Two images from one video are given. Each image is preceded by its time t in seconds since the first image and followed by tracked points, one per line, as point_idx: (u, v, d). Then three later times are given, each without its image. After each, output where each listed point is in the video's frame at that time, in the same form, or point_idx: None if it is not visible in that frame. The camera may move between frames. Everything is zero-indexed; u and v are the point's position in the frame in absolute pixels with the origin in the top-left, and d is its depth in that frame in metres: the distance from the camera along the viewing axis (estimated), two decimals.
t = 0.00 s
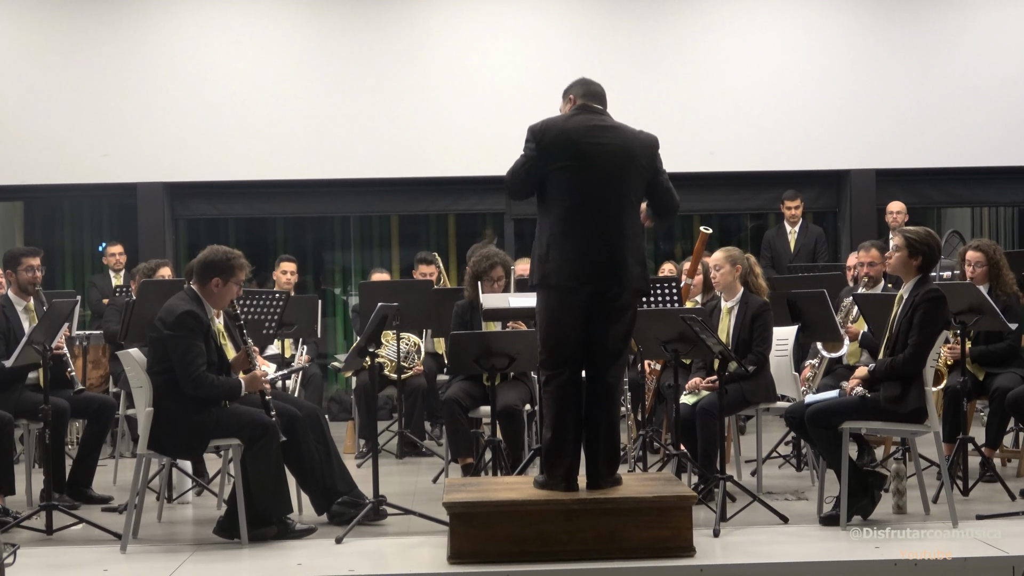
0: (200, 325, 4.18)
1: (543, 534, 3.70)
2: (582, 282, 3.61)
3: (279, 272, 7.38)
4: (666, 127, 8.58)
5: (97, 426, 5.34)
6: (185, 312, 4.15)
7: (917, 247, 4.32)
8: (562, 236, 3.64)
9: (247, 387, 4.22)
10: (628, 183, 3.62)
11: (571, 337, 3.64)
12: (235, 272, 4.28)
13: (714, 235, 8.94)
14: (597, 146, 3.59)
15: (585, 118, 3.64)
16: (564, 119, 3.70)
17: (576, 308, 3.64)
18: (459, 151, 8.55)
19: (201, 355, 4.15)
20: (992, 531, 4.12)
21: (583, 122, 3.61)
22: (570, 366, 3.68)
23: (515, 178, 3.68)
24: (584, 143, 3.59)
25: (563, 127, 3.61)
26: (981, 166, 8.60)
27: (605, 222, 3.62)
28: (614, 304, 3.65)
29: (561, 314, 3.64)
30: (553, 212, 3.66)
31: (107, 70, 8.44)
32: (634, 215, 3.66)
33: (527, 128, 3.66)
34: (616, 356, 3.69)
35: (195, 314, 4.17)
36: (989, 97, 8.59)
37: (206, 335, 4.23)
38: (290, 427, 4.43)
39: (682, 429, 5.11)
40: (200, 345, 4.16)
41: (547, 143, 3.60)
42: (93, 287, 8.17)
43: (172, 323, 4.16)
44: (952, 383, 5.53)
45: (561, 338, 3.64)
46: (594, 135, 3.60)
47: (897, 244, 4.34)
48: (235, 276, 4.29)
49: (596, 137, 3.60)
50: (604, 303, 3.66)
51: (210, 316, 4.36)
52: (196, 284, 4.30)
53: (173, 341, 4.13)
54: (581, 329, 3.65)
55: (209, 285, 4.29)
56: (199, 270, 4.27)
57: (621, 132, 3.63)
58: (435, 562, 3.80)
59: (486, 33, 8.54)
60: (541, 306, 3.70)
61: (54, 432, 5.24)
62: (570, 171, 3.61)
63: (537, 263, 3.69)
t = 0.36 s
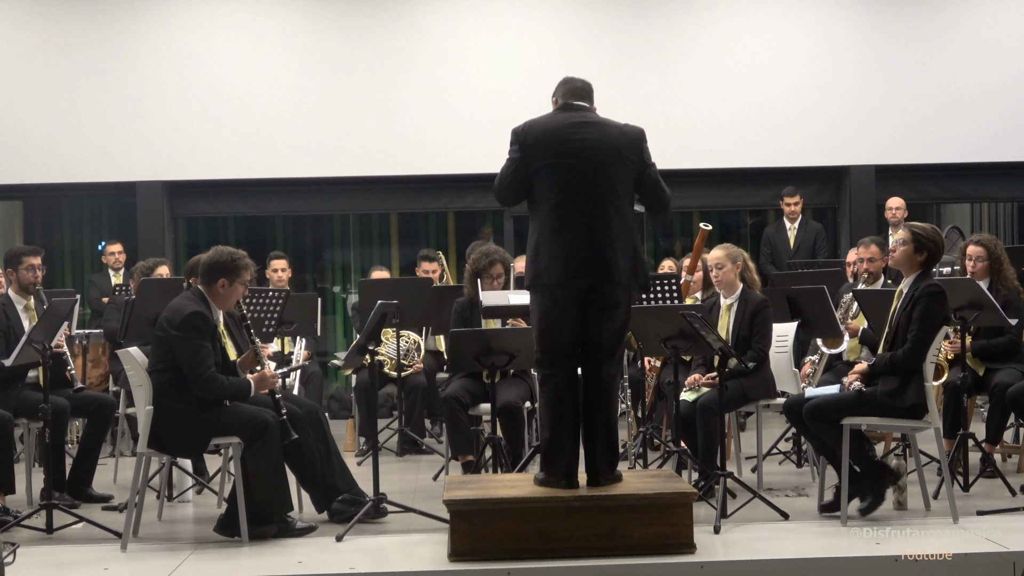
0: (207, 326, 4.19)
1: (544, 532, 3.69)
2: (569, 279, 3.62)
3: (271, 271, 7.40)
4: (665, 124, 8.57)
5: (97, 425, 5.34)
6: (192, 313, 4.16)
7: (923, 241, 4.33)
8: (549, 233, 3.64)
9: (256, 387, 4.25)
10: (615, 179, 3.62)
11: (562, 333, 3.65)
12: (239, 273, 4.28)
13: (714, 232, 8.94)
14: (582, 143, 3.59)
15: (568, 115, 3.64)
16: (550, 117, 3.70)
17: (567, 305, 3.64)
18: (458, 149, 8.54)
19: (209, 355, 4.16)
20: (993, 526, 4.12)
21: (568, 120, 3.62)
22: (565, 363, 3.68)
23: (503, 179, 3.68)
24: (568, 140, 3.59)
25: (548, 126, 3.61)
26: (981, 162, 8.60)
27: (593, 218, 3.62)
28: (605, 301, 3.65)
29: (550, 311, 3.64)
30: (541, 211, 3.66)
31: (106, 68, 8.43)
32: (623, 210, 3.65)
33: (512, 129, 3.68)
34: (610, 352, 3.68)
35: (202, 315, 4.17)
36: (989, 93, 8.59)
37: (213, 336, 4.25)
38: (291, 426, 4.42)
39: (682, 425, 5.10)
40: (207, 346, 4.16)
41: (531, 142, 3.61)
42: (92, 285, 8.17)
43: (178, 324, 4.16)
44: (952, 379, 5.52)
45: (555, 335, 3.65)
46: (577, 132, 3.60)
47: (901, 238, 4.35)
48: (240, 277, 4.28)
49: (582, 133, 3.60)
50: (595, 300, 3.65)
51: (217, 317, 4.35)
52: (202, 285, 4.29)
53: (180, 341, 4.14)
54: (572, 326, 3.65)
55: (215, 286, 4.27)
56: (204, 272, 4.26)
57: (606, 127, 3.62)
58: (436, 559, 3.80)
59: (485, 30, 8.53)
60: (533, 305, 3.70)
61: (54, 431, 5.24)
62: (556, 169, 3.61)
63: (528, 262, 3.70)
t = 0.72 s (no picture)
0: (211, 320, 4.18)
1: (543, 529, 3.69)
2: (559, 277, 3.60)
3: (267, 267, 7.40)
4: (664, 120, 8.56)
5: (97, 423, 5.33)
6: (194, 309, 4.16)
7: (924, 237, 4.32)
8: (537, 232, 3.63)
9: (269, 375, 4.20)
10: (603, 176, 3.60)
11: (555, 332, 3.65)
12: (236, 265, 4.29)
13: (714, 228, 8.93)
14: (568, 140, 3.57)
15: (553, 112, 3.62)
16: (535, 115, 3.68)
17: (559, 304, 3.64)
18: (457, 146, 8.53)
19: (215, 348, 4.16)
20: (993, 522, 4.11)
21: (554, 117, 3.60)
22: (559, 361, 3.68)
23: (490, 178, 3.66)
24: (555, 138, 3.57)
25: (533, 124, 3.59)
26: (981, 157, 8.59)
27: (582, 216, 3.60)
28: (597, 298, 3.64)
29: (542, 310, 3.64)
30: (530, 210, 3.64)
31: (103, 65, 8.42)
32: (611, 207, 3.64)
33: (497, 128, 3.65)
34: (604, 349, 3.68)
35: (205, 310, 4.17)
36: (988, 88, 8.58)
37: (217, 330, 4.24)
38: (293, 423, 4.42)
39: (681, 422, 5.09)
40: (212, 339, 4.16)
41: (518, 141, 3.59)
42: (92, 284, 8.15)
43: (182, 321, 4.16)
44: (953, 375, 5.52)
45: (548, 334, 3.64)
46: (563, 129, 3.58)
47: (902, 234, 4.35)
48: (238, 269, 4.29)
49: (568, 131, 3.58)
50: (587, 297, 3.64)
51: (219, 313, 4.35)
52: (202, 282, 4.30)
53: (184, 337, 4.14)
54: (565, 324, 3.64)
55: (214, 280, 4.28)
56: (202, 267, 4.27)
57: (593, 124, 3.60)
58: (436, 557, 3.79)
59: (484, 27, 8.52)
60: (525, 305, 3.69)
61: (54, 429, 5.22)
62: (543, 168, 3.59)
63: (518, 262, 3.68)
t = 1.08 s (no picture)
0: (202, 313, 4.19)
1: (542, 525, 3.69)
2: (550, 275, 3.59)
3: (268, 264, 7.39)
4: (663, 116, 8.56)
5: (96, 420, 5.33)
6: (185, 302, 4.16)
7: (925, 232, 4.32)
8: (528, 230, 3.62)
9: (268, 359, 4.20)
10: (590, 172, 3.59)
11: (548, 330, 3.64)
12: (223, 254, 4.30)
13: (712, 224, 8.93)
14: (555, 137, 3.57)
15: (540, 109, 3.61)
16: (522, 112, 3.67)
17: (550, 300, 3.63)
18: (456, 142, 8.52)
19: (210, 339, 4.15)
20: (993, 518, 4.11)
21: (541, 114, 3.59)
22: (551, 359, 3.66)
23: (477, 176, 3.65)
24: (542, 134, 3.57)
25: (520, 120, 3.59)
26: (980, 153, 8.59)
27: (570, 213, 3.59)
28: (587, 295, 3.63)
29: (533, 307, 3.63)
30: (518, 207, 3.64)
31: (101, 60, 8.40)
32: (599, 204, 3.63)
33: (484, 125, 3.65)
34: (596, 347, 3.66)
35: (196, 302, 4.18)
36: (987, 84, 8.57)
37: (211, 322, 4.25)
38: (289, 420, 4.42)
39: (680, 418, 5.09)
40: (206, 331, 4.16)
41: (505, 138, 3.58)
42: (90, 280, 8.14)
43: (174, 316, 4.16)
44: (952, 371, 5.52)
45: (540, 332, 3.63)
46: (551, 126, 3.58)
47: (902, 230, 4.35)
48: (225, 257, 4.30)
49: (554, 127, 3.57)
50: (577, 294, 3.63)
51: (212, 304, 4.36)
52: (192, 275, 4.31)
53: (178, 333, 4.13)
54: (556, 321, 3.63)
55: (202, 272, 4.29)
56: (188, 262, 4.28)
57: (579, 120, 3.60)
58: (435, 553, 3.79)
59: (482, 22, 8.50)
60: (516, 303, 3.68)
61: (53, 426, 5.23)
62: (531, 164, 3.58)
63: (508, 260, 3.67)
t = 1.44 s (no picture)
0: (187, 305, 4.20)
1: (541, 520, 3.69)
2: (544, 272, 3.57)
3: (268, 260, 7.38)
4: (661, 111, 8.55)
5: (93, 416, 5.33)
6: (170, 297, 4.17)
7: (924, 227, 4.32)
8: (521, 227, 3.60)
9: (258, 345, 4.20)
10: (580, 167, 3.57)
11: (543, 327, 3.64)
12: (203, 244, 4.28)
13: (709, 219, 8.92)
14: (544, 132, 3.55)
15: (529, 105, 3.60)
16: (512, 108, 3.66)
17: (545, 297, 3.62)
18: (452, 137, 8.51)
19: (196, 330, 4.14)
20: (991, 513, 4.11)
21: (529, 110, 3.58)
22: (548, 356, 3.65)
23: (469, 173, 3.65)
24: (531, 130, 3.56)
25: (509, 117, 3.58)
26: (977, 148, 8.58)
27: (562, 208, 3.57)
28: (581, 291, 3.61)
29: (528, 304, 3.63)
30: (509, 204, 3.63)
31: (97, 56, 8.39)
32: (591, 199, 3.61)
33: (475, 123, 3.64)
34: (592, 343, 3.65)
35: (180, 296, 4.19)
36: (985, 78, 8.56)
37: (198, 314, 4.25)
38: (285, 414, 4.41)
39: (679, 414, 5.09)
40: (192, 322, 4.15)
41: (495, 135, 3.58)
42: (88, 276, 8.13)
43: (160, 311, 4.18)
44: (950, 366, 5.52)
45: (536, 328, 3.63)
46: (541, 122, 3.56)
47: (902, 225, 4.35)
48: (206, 248, 4.28)
49: (543, 123, 3.56)
50: (571, 290, 3.62)
51: (200, 296, 4.36)
52: (176, 269, 4.32)
53: (164, 327, 4.14)
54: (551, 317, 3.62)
55: (185, 265, 4.30)
56: (170, 257, 4.29)
57: (569, 114, 3.58)
58: (434, 549, 3.79)
59: (479, 17, 8.49)
60: (511, 300, 3.67)
61: (50, 422, 5.22)
62: (521, 161, 3.56)
63: (502, 258, 3.66)
